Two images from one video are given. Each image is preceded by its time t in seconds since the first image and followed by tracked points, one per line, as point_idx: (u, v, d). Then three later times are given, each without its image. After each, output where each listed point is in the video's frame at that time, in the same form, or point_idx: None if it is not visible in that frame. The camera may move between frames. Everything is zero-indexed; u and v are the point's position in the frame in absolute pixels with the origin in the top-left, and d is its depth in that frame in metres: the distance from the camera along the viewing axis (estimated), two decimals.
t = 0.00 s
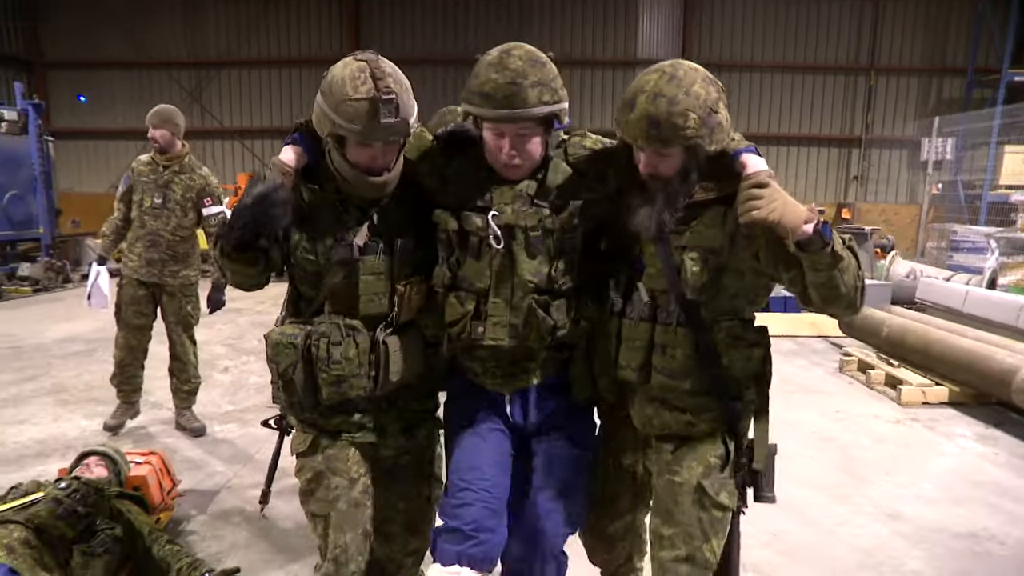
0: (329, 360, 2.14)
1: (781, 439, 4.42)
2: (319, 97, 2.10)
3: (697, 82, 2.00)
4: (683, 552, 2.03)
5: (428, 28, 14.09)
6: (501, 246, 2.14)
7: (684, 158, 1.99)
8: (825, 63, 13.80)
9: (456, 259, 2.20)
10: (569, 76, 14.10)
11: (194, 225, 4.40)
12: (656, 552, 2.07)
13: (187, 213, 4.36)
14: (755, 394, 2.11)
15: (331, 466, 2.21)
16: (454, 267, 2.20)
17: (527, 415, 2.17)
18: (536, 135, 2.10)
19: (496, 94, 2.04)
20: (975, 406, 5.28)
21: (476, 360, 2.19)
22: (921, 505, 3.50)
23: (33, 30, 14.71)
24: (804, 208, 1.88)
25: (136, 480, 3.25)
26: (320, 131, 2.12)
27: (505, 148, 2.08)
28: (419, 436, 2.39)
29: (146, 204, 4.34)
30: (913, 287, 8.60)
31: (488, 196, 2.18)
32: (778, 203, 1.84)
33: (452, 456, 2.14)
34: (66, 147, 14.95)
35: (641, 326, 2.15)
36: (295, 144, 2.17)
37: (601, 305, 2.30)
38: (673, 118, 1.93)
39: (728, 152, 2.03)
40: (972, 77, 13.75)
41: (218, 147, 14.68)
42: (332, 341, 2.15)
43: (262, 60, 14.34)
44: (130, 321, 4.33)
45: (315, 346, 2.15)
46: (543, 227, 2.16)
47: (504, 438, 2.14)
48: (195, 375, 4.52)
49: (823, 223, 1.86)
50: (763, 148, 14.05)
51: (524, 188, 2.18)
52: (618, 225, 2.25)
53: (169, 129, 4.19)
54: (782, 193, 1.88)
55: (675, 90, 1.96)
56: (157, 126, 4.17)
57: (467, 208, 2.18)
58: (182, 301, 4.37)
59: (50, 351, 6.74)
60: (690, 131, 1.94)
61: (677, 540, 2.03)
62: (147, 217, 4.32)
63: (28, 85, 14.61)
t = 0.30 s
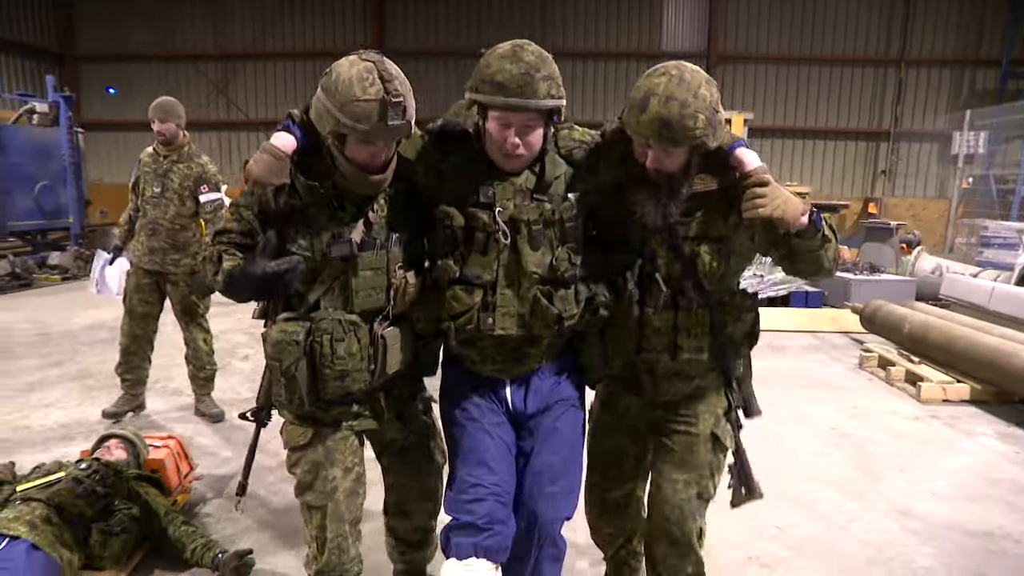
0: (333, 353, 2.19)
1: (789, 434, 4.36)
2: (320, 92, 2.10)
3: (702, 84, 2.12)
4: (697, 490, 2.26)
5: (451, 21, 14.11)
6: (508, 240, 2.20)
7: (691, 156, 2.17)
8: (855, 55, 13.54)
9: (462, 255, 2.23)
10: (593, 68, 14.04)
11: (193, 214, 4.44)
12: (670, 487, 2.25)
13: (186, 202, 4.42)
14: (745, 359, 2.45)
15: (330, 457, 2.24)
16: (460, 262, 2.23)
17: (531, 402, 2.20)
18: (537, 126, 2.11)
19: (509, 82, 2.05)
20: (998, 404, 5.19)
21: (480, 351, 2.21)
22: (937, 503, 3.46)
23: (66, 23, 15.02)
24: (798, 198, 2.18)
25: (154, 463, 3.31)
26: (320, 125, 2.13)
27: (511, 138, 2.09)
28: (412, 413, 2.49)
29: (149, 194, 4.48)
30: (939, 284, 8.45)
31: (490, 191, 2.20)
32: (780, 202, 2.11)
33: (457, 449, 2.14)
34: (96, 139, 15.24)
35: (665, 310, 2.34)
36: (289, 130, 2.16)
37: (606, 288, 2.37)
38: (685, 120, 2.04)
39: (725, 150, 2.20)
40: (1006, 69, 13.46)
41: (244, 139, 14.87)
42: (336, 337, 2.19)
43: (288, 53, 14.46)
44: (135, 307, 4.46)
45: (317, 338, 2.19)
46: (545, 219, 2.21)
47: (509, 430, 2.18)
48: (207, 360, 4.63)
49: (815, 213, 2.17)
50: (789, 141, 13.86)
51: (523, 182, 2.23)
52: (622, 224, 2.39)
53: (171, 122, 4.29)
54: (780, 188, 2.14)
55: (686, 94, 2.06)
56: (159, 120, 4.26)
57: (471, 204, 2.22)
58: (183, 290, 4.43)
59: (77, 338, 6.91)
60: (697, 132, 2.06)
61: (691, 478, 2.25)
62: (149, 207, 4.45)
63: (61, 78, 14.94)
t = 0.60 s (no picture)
0: (348, 337, 2.23)
1: (807, 430, 4.33)
2: (334, 86, 2.15)
3: (720, 102, 2.11)
4: (701, 462, 2.47)
5: (477, 14, 14.15)
6: (515, 229, 2.21)
7: (703, 170, 2.21)
8: (888, 47, 13.26)
9: (468, 241, 2.24)
10: (619, 62, 13.96)
11: (182, 207, 4.48)
12: (681, 469, 2.46)
13: (174, 195, 4.46)
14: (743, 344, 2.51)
15: (348, 438, 2.29)
16: (468, 247, 2.24)
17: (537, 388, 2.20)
18: (542, 109, 2.13)
19: (510, 67, 2.07)
20: None
21: (488, 334, 2.23)
22: (953, 501, 3.41)
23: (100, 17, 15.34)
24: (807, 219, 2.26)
25: (173, 449, 3.37)
26: (333, 117, 2.18)
27: (515, 123, 2.10)
28: (421, 398, 2.54)
29: (137, 190, 4.51)
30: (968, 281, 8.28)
31: (496, 179, 2.21)
32: (789, 227, 2.20)
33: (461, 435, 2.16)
34: (128, 132, 15.56)
35: (678, 316, 2.40)
36: (301, 120, 2.21)
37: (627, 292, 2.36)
38: (702, 139, 2.05)
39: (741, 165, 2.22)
40: None
41: (271, 132, 15.06)
42: (353, 321, 2.24)
43: (316, 46, 14.61)
44: (133, 300, 4.46)
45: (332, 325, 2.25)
46: (550, 208, 2.23)
47: (514, 416, 2.19)
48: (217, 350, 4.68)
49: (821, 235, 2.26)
50: (818, 135, 13.65)
51: (530, 169, 2.25)
52: (635, 223, 2.36)
53: (157, 116, 4.35)
54: (791, 208, 2.22)
55: (703, 113, 2.06)
56: (144, 114, 4.32)
57: (479, 192, 2.22)
58: (178, 282, 4.46)
59: (106, 326, 7.09)
60: (711, 151, 2.07)
61: (697, 453, 2.46)
62: (138, 204, 4.48)
63: (95, 72, 15.25)
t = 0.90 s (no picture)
0: (368, 322, 2.30)
1: (819, 427, 4.30)
2: (349, 91, 2.18)
3: (737, 101, 2.14)
4: (706, 454, 2.49)
5: (494, 11, 14.17)
6: (532, 217, 2.20)
7: (717, 166, 2.27)
8: (912, 40, 13.06)
9: (485, 230, 2.21)
10: (637, 58, 13.92)
11: (174, 202, 4.52)
12: (684, 458, 2.49)
13: (165, 191, 4.49)
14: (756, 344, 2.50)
15: (362, 419, 2.36)
16: (485, 236, 2.22)
17: (544, 377, 2.22)
18: (566, 107, 2.12)
19: (542, 66, 2.04)
20: None
21: (499, 322, 2.23)
22: (967, 499, 3.38)
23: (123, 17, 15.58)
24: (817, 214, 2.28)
25: (190, 440, 3.39)
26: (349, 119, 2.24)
27: (539, 116, 2.09)
28: (440, 383, 2.56)
29: (128, 189, 4.51)
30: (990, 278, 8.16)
31: (515, 168, 2.22)
32: (800, 222, 2.20)
33: (468, 422, 2.17)
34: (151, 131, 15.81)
35: (688, 308, 2.41)
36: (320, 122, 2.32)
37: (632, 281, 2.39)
38: (720, 136, 2.08)
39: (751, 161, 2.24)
40: None
41: (291, 130, 15.20)
42: (363, 311, 2.31)
43: (335, 44, 14.71)
44: (141, 298, 4.54)
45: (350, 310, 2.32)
46: (567, 196, 2.22)
47: (521, 406, 2.20)
48: (192, 353, 4.52)
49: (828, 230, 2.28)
50: (839, 131, 13.50)
51: (548, 159, 2.24)
52: (649, 216, 2.39)
53: (139, 115, 4.33)
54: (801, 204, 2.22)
55: (722, 111, 2.08)
56: (128, 114, 4.30)
57: (496, 181, 2.21)
58: (170, 277, 4.43)
59: (127, 321, 7.23)
60: (730, 147, 2.10)
61: (702, 444, 2.47)
62: (130, 203, 4.49)
63: (118, 71, 15.48)
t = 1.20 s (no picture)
0: (383, 319, 2.33)
1: (827, 422, 4.30)
2: (357, 96, 2.21)
3: (742, 93, 2.15)
4: (711, 447, 2.49)
5: (501, 10, 14.20)
6: (542, 213, 2.23)
7: (723, 158, 2.28)
8: (921, 33, 12.98)
9: (496, 227, 2.25)
10: (644, 56, 13.92)
11: (165, 208, 4.52)
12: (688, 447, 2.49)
13: (156, 198, 4.48)
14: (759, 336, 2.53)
15: (376, 416, 2.39)
16: (495, 233, 2.24)
17: (552, 375, 2.24)
18: (570, 104, 2.14)
19: (543, 64, 2.06)
20: None
21: (511, 319, 2.25)
22: (976, 493, 3.37)
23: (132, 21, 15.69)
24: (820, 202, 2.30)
25: (202, 440, 3.42)
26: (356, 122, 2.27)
27: (545, 117, 2.11)
28: (450, 378, 2.58)
29: (118, 196, 4.49)
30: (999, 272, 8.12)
31: (524, 167, 2.24)
32: (806, 208, 2.23)
33: (478, 422, 2.20)
34: (160, 134, 15.93)
35: (695, 301, 2.44)
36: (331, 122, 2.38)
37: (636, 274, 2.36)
38: (728, 127, 2.09)
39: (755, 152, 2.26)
40: None
41: (299, 131, 15.27)
42: (376, 311, 2.34)
43: (343, 46, 14.78)
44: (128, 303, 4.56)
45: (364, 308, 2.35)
46: (575, 192, 2.23)
47: (530, 405, 2.22)
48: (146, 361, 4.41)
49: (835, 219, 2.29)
50: (848, 126, 13.43)
51: (556, 157, 2.26)
52: (655, 211, 2.41)
53: (122, 124, 4.25)
54: (806, 193, 2.25)
55: (728, 102, 2.10)
56: (110, 124, 4.22)
57: (506, 180, 2.24)
58: (161, 284, 4.45)
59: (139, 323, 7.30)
60: (736, 136, 2.12)
61: (706, 437, 2.48)
62: (122, 209, 4.47)
63: (128, 75, 15.61)
